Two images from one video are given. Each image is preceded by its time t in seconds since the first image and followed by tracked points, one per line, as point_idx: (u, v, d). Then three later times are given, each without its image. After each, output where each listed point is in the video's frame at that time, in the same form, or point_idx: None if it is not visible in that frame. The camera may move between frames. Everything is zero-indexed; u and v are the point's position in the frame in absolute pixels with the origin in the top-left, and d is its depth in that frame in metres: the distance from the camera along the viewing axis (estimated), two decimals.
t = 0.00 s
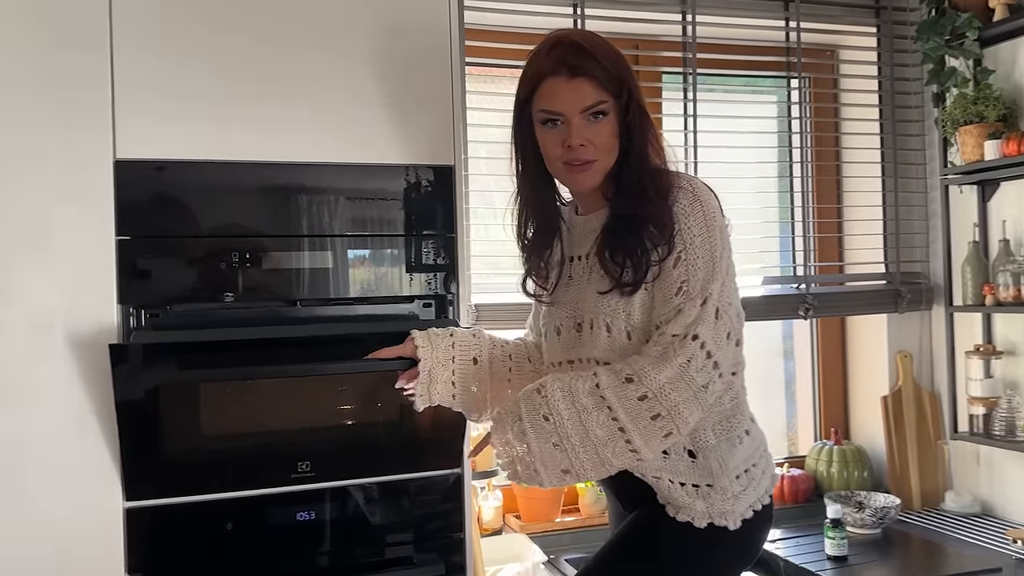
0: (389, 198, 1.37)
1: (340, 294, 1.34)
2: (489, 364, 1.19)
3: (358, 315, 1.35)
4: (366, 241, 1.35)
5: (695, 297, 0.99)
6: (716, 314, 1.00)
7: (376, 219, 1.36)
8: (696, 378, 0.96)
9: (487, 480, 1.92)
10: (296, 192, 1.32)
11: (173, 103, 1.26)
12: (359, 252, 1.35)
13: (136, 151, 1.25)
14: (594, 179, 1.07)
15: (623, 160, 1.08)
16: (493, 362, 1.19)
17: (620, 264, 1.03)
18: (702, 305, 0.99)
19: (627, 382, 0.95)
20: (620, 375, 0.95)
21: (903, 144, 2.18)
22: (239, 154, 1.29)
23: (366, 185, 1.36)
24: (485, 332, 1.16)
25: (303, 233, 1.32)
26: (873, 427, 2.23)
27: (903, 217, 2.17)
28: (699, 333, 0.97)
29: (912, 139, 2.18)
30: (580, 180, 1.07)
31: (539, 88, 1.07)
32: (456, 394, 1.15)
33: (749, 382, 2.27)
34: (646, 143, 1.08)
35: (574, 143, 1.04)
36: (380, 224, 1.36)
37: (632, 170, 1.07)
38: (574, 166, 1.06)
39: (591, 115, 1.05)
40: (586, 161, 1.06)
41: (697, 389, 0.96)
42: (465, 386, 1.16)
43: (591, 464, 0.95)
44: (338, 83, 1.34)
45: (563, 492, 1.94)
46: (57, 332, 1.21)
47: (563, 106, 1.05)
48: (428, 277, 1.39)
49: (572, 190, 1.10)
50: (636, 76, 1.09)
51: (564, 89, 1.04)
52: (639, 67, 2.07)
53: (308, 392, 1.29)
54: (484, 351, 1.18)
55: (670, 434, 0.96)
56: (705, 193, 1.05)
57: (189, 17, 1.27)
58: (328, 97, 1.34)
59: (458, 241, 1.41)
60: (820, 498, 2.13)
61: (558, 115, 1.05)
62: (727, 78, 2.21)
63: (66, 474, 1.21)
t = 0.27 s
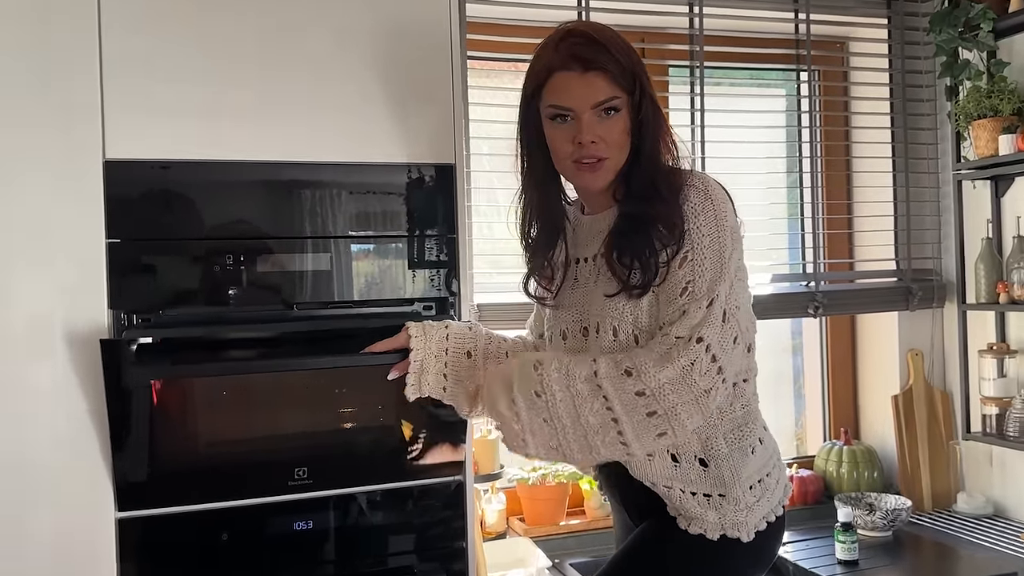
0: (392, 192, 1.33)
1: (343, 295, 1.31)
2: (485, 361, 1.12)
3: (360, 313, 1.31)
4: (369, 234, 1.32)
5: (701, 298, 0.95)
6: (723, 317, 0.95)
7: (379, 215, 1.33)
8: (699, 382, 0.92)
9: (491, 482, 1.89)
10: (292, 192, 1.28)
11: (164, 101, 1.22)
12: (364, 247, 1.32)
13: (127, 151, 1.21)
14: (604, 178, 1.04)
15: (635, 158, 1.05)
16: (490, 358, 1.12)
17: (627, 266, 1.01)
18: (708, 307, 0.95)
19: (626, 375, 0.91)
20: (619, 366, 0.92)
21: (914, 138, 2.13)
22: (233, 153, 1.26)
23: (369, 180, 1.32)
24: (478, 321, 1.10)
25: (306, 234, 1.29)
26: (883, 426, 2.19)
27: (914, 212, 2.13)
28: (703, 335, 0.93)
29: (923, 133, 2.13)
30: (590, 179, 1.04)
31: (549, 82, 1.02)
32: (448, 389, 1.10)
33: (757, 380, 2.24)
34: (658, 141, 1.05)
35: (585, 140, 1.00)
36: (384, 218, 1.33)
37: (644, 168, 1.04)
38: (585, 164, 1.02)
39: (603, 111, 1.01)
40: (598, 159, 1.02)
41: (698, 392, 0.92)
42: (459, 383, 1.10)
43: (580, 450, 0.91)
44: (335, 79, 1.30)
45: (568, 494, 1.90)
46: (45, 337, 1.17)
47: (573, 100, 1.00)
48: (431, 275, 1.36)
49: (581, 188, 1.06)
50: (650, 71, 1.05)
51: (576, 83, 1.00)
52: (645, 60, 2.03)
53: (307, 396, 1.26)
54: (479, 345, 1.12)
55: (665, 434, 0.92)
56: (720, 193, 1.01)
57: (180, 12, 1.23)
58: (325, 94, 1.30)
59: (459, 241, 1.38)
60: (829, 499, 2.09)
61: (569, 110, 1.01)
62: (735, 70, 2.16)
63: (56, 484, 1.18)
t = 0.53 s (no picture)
0: (391, 174, 1.31)
1: (345, 277, 1.29)
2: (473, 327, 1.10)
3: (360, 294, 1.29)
4: (370, 215, 1.30)
5: (658, 262, 0.95)
6: (678, 283, 0.94)
7: (380, 195, 1.31)
8: (632, 336, 0.92)
9: (489, 465, 1.88)
10: (284, 171, 1.26)
11: (153, 79, 1.20)
12: (366, 229, 1.30)
13: (115, 129, 1.19)
14: (609, 156, 1.03)
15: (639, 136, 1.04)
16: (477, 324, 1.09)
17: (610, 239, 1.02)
18: (662, 271, 0.94)
19: (570, 308, 0.95)
20: (566, 301, 0.96)
21: (919, 117, 2.10)
22: (224, 132, 1.23)
23: (366, 161, 1.30)
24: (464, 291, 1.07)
25: (308, 215, 1.27)
26: (885, 409, 2.17)
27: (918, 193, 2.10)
28: (648, 295, 0.92)
29: (928, 112, 2.10)
30: (593, 157, 1.04)
31: (555, 58, 1.02)
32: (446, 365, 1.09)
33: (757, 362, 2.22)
34: (663, 118, 1.04)
35: (592, 120, 1.01)
36: (384, 201, 1.31)
37: (648, 147, 1.04)
38: (590, 142, 1.03)
39: (611, 89, 1.01)
40: (604, 138, 1.02)
41: (630, 347, 0.93)
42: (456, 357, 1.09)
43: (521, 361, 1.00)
44: (328, 56, 1.28)
45: (566, 477, 1.89)
46: (33, 319, 1.16)
47: (579, 78, 1.00)
48: (431, 258, 1.33)
49: (584, 166, 1.06)
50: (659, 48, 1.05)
51: (583, 60, 0.99)
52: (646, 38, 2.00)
53: (300, 377, 1.25)
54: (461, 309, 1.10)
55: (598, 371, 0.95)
56: (716, 171, 1.01)
57: None
58: (318, 71, 1.27)
59: (452, 223, 1.35)
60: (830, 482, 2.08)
61: (575, 88, 1.01)
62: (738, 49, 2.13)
63: (46, 468, 1.16)
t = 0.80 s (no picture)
0: (395, 154, 1.31)
1: (348, 251, 1.29)
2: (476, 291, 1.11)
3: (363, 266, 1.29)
4: (375, 198, 1.30)
5: (670, 241, 0.96)
6: (691, 262, 0.95)
7: (384, 177, 1.31)
8: (649, 319, 0.93)
9: (495, 440, 1.89)
10: (292, 144, 1.26)
11: (161, 50, 1.20)
12: (369, 210, 1.30)
13: (122, 101, 1.19)
14: (612, 125, 1.03)
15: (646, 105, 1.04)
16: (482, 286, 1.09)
17: (618, 215, 1.01)
18: (676, 250, 0.95)
19: (579, 296, 0.96)
20: (575, 287, 0.97)
21: (928, 92, 2.09)
22: (232, 104, 1.23)
23: (370, 141, 1.30)
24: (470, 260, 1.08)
25: (310, 185, 1.27)
26: (890, 385, 2.17)
27: (926, 169, 2.09)
28: (662, 276, 0.94)
29: (937, 87, 2.09)
30: (598, 124, 1.04)
31: (563, 23, 1.03)
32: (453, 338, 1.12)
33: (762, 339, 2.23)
34: (670, 88, 1.04)
35: (597, 84, 1.01)
36: (388, 182, 1.31)
37: (653, 116, 1.03)
38: (595, 108, 1.03)
39: (618, 54, 1.02)
40: (608, 104, 1.02)
41: (646, 329, 0.94)
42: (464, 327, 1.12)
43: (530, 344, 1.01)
44: (336, 28, 1.27)
45: (572, 452, 1.90)
46: (43, 291, 1.16)
47: (586, 41, 1.01)
48: (434, 235, 1.34)
49: (589, 134, 1.06)
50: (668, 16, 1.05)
51: (590, 22, 1.01)
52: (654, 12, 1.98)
53: (311, 348, 1.26)
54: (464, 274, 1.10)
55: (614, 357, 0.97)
56: (723, 145, 1.00)
57: None
58: (326, 42, 1.27)
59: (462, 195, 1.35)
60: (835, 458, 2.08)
61: (581, 51, 1.02)
62: (745, 23, 2.11)
63: (57, 439, 1.17)
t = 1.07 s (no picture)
0: (418, 134, 1.32)
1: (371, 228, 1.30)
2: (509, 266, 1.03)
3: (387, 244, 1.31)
4: (396, 180, 1.31)
5: (727, 218, 0.96)
6: (747, 238, 0.96)
7: (406, 157, 1.31)
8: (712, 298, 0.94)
9: (521, 416, 1.91)
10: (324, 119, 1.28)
11: (198, 25, 1.21)
12: (390, 192, 1.31)
13: (159, 75, 1.21)
14: (647, 98, 1.04)
15: (679, 77, 1.05)
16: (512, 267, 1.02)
17: (660, 190, 1.01)
18: (732, 228, 0.96)
19: (638, 284, 0.94)
20: (632, 274, 0.94)
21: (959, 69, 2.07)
22: (266, 78, 1.25)
23: (393, 122, 1.31)
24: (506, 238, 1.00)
25: (332, 162, 1.28)
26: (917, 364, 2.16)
27: (956, 146, 2.08)
28: (721, 255, 0.94)
29: (968, 64, 2.07)
30: (632, 97, 1.04)
31: None
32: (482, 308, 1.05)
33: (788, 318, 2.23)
34: (704, 61, 1.05)
35: (631, 54, 1.02)
36: (409, 163, 1.32)
37: (687, 88, 1.04)
38: (628, 80, 1.03)
39: (651, 25, 1.02)
40: (641, 75, 1.03)
41: (709, 310, 0.94)
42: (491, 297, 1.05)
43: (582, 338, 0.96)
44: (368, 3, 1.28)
45: (597, 429, 1.92)
46: (84, 262, 1.19)
47: (620, 12, 1.02)
48: (458, 215, 1.35)
49: (622, 107, 1.07)
50: None
51: None
52: None
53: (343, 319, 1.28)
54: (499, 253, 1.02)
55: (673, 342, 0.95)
56: (763, 117, 1.01)
57: None
58: (358, 17, 1.28)
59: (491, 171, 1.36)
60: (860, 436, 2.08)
61: (615, 21, 1.03)
62: None
63: (98, 406, 1.20)
